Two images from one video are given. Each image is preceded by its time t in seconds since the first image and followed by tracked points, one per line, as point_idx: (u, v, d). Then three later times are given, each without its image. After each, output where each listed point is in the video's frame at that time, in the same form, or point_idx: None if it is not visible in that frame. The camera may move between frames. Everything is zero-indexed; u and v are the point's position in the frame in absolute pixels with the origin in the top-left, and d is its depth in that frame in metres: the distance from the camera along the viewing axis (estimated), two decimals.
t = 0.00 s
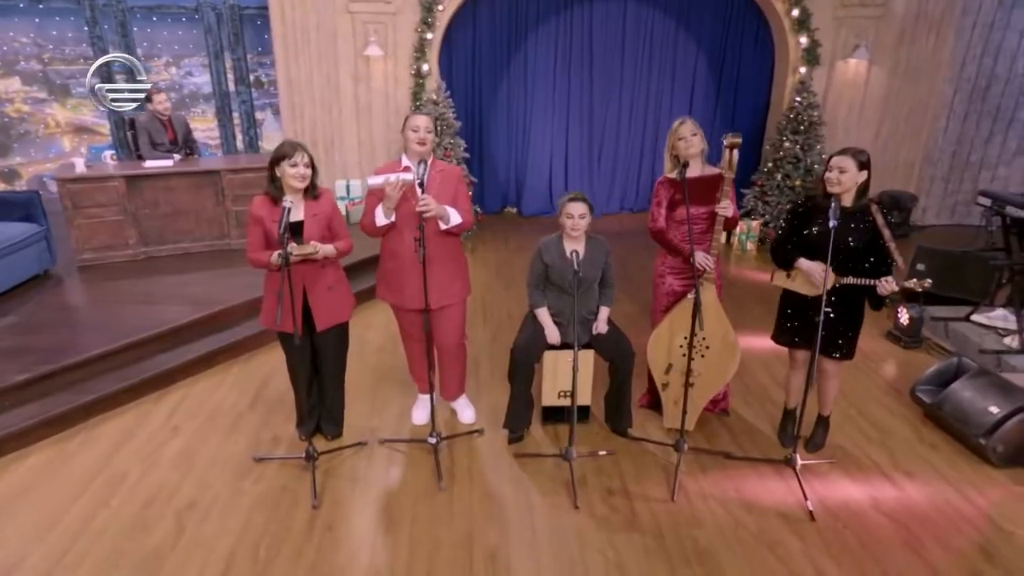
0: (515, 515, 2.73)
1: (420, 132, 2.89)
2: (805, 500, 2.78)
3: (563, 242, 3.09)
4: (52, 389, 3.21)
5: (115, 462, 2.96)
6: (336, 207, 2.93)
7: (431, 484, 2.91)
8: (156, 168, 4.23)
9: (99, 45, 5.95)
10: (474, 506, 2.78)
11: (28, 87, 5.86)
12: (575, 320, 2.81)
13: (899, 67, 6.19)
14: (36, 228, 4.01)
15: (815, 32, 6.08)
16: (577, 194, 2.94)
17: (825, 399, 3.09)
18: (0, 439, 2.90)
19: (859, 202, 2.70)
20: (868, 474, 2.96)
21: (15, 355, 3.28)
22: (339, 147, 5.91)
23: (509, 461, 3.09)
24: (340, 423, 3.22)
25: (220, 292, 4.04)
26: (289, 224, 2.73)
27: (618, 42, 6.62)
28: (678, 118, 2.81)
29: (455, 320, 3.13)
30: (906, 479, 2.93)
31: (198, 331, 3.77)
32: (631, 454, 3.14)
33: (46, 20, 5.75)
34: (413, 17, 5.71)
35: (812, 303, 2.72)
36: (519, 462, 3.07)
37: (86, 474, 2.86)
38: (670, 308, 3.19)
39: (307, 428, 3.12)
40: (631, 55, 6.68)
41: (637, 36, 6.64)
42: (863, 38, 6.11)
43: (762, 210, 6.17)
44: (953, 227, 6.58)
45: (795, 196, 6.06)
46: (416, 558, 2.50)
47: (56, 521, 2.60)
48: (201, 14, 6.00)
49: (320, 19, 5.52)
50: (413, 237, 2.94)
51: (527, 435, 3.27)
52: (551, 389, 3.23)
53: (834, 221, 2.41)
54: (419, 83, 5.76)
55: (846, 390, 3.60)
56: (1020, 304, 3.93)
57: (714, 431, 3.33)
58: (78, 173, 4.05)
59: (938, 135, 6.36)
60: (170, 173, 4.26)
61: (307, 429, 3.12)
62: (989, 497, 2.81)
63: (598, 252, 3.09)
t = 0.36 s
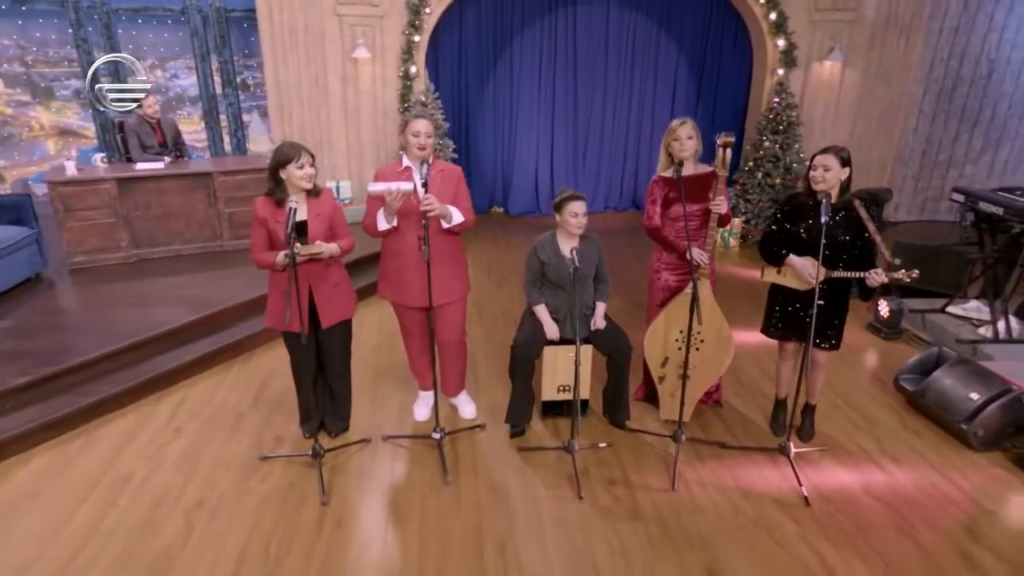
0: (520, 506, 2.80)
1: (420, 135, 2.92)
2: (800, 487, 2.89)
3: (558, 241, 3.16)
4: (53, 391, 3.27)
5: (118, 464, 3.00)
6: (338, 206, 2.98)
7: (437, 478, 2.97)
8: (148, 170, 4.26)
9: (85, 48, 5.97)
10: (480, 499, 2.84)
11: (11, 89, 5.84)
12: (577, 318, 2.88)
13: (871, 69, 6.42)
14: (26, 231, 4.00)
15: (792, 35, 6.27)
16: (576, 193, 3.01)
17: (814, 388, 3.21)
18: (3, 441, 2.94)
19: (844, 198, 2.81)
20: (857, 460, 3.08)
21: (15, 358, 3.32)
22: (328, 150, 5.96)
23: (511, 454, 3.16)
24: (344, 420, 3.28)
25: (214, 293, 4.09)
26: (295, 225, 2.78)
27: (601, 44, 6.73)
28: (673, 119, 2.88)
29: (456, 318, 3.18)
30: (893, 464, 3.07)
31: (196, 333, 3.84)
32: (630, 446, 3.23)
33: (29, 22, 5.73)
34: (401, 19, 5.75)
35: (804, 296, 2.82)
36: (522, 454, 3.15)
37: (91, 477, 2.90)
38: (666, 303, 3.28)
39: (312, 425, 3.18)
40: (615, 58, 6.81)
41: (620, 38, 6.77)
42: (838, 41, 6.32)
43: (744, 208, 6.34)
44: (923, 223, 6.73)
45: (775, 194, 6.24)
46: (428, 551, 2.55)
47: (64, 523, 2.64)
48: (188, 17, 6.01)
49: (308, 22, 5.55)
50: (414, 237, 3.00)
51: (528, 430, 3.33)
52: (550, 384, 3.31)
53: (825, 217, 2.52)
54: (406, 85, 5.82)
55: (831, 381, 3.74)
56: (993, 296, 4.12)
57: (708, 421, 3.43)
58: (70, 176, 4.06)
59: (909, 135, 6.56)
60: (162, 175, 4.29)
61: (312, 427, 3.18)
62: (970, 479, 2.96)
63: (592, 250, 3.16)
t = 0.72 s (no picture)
0: (525, 495, 2.91)
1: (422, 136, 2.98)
2: (792, 472, 3.03)
3: (550, 240, 3.19)
4: (56, 394, 3.29)
5: (129, 463, 3.04)
6: (342, 206, 3.05)
7: (443, 471, 3.07)
8: (145, 173, 4.31)
9: (76, 52, 6.09)
10: (486, 490, 2.94)
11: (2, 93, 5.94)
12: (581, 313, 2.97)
13: (843, 73, 6.67)
14: (25, 234, 4.06)
15: (768, 41, 6.49)
16: (565, 192, 3.02)
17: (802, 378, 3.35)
18: (13, 443, 2.98)
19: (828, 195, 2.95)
20: (844, 446, 3.24)
21: (20, 359, 3.36)
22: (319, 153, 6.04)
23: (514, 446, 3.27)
24: (349, 417, 3.37)
25: (213, 294, 4.15)
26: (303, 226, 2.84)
27: (586, 48, 6.88)
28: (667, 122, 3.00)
29: (458, 314, 3.27)
30: (878, 450, 3.22)
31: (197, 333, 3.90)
32: (628, 437, 3.35)
33: (20, 27, 5.83)
34: (392, 24, 5.83)
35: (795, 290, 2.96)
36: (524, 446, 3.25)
37: (103, 476, 2.96)
38: (660, 298, 3.40)
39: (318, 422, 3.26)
40: (599, 62, 6.96)
41: (605, 43, 6.92)
42: (812, 46, 6.58)
43: (726, 207, 6.52)
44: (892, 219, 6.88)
45: (755, 193, 6.45)
46: (439, 540, 2.65)
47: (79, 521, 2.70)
48: (179, 22, 6.23)
49: (300, 26, 5.60)
50: (418, 236, 3.09)
51: (528, 423, 3.44)
52: (550, 377, 3.41)
53: (815, 215, 2.65)
54: (397, 89, 5.90)
55: (816, 372, 3.91)
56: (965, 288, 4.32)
57: (701, 412, 3.57)
58: (67, 180, 4.09)
59: (880, 137, 6.76)
60: (159, 178, 4.35)
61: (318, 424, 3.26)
62: (949, 463, 3.13)
63: (586, 246, 3.23)
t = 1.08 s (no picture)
0: (530, 484, 3.04)
1: (427, 139, 3.09)
2: (783, 458, 3.20)
3: (548, 238, 3.31)
4: (66, 393, 3.39)
5: (141, 460, 3.16)
6: (350, 208, 3.15)
7: (450, 462, 3.19)
8: (146, 177, 4.37)
9: (72, 59, 6.16)
10: (493, 480, 3.06)
11: None
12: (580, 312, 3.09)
13: (818, 78, 6.94)
14: (27, 238, 4.14)
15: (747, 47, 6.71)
16: (559, 196, 3.12)
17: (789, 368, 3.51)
18: (27, 441, 3.08)
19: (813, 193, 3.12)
20: (830, 433, 3.41)
21: (29, 360, 3.44)
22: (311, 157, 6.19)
23: (517, 437, 3.40)
24: (355, 413, 3.48)
25: (216, 295, 4.23)
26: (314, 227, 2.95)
27: (572, 54, 7.03)
28: (661, 123, 3.15)
29: (460, 312, 3.39)
30: (863, 436, 3.40)
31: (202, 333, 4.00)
32: (626, 426, 3.49)
33: (14, 33, 5.87)
34: (384, 30, 5.93)
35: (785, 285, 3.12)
36: (526, 438, 3.38)
37: (117, 474, 3.06)
38: (653, 293, 3.55)
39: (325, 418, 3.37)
40: (585, 67, 7.12)
41: (591, 49, 7.08)
42: (789, 53, 6.87)
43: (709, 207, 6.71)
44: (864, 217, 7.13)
45: (736, 193, 6.67)
46: (449, 528, 2.77)
47: (97, 518, 2.79)
48: (174, 28, 6.27)
49: (293, 32, 5.74)
50: (422, 236, 3.20)
51: (529, 415, 3.57)
52: (549, 372, 3.54)
53: (804, 213, 2.80)
54: (390, 93, 5.96)
55: (802, 363, 4.09)
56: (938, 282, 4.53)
57: (694, 401, 3.73)
58: (68, 184, 4.14)
59: (852, 139, 7.05)
60: (159, 182, 4.41)
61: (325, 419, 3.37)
62: (928, 446, 3.32)
63: (582, 242, 3.34)
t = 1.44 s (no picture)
0: (534, 473, 3.19)
1: (430, 144, 3.20)
2: (770, 445, 3.38)
3: (547, 238, 3.45)
4: (78, 393, 3.48)
5: (154, 456, 3.26)
6: (357, 210, 3.28)
7: (455, 454, 3.32)
8: (147, 182, 4.46)
9: (69, 66, 6.22)
10: (498, 469, 3.20)
11: None
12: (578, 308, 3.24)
13: (792, 85, 7.15)
14: (32, 241, 4.22)
15: (726, 54, 6.97)
16: (564, 197, 3.28)
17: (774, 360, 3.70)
18: (43, 439, 3.17)
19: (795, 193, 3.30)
20: (813, 420, 3.61)
21: (40, 361, 3.53)
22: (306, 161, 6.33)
23: (518, 428, 3.55)
24: (360, 408, 3.60)
25: (219, 296, 4.34)
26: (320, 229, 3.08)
27: (557, 61, 7.21)
28: (653, 126, 3.33)
29: (462, 309, 3.53)
30: (844, 422, 3.60)
31: (206, 333, 4.09)
32: (622, 417, 3.66)
33: (11, 41, 5.91)
34: (376, 38, 6.06)
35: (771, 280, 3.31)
36: (527, 429, 3.53)
37: (132, 469, 3.16)
38: (645, 289, 3.72)
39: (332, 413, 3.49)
40: (570, 73, 7.31)
41: (577, 56, 7.27)
42: (764, 60, 7.08)
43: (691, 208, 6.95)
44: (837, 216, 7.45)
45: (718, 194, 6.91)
46: (457, 515, 2.91)
47: (116, 512, 2.90)
48: (170, 36, 6.35)
49: (288, 40, 5.88)
50: (425, 236, 3.34)
51: (529, 408, 3.72)
52: (547, 366, 3.69)
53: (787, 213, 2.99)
54: (383, 99, 6.09)
55: (785, 355, 4.30)
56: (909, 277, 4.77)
57: (685, 392, 3.91)
58: (71, 188, 4.22)
59: (825, 142, 7.30)
60: (160, 186, 4.50)
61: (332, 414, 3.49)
62: (904, 431, 3.53)
63: (580, 242, 3.48)
